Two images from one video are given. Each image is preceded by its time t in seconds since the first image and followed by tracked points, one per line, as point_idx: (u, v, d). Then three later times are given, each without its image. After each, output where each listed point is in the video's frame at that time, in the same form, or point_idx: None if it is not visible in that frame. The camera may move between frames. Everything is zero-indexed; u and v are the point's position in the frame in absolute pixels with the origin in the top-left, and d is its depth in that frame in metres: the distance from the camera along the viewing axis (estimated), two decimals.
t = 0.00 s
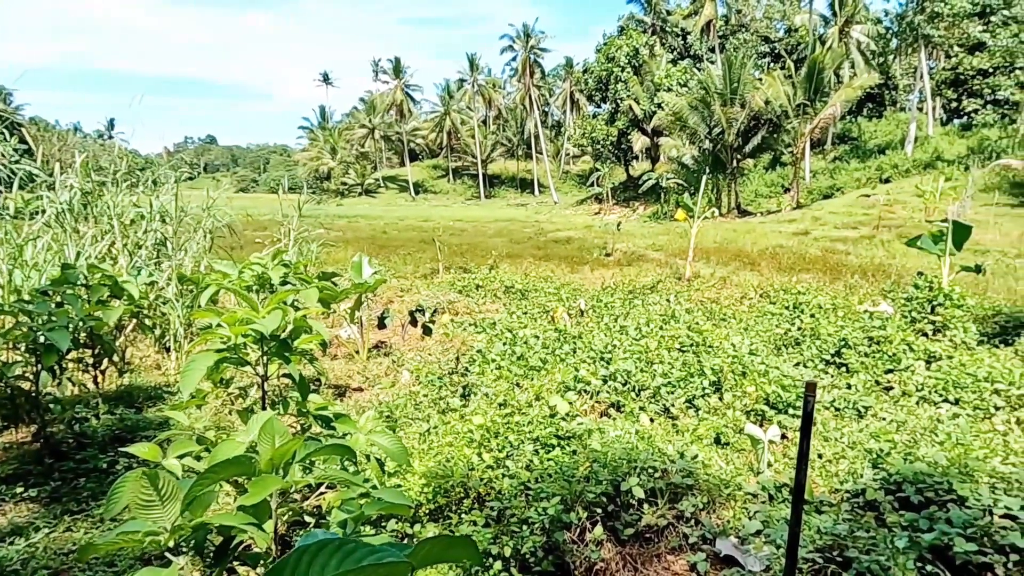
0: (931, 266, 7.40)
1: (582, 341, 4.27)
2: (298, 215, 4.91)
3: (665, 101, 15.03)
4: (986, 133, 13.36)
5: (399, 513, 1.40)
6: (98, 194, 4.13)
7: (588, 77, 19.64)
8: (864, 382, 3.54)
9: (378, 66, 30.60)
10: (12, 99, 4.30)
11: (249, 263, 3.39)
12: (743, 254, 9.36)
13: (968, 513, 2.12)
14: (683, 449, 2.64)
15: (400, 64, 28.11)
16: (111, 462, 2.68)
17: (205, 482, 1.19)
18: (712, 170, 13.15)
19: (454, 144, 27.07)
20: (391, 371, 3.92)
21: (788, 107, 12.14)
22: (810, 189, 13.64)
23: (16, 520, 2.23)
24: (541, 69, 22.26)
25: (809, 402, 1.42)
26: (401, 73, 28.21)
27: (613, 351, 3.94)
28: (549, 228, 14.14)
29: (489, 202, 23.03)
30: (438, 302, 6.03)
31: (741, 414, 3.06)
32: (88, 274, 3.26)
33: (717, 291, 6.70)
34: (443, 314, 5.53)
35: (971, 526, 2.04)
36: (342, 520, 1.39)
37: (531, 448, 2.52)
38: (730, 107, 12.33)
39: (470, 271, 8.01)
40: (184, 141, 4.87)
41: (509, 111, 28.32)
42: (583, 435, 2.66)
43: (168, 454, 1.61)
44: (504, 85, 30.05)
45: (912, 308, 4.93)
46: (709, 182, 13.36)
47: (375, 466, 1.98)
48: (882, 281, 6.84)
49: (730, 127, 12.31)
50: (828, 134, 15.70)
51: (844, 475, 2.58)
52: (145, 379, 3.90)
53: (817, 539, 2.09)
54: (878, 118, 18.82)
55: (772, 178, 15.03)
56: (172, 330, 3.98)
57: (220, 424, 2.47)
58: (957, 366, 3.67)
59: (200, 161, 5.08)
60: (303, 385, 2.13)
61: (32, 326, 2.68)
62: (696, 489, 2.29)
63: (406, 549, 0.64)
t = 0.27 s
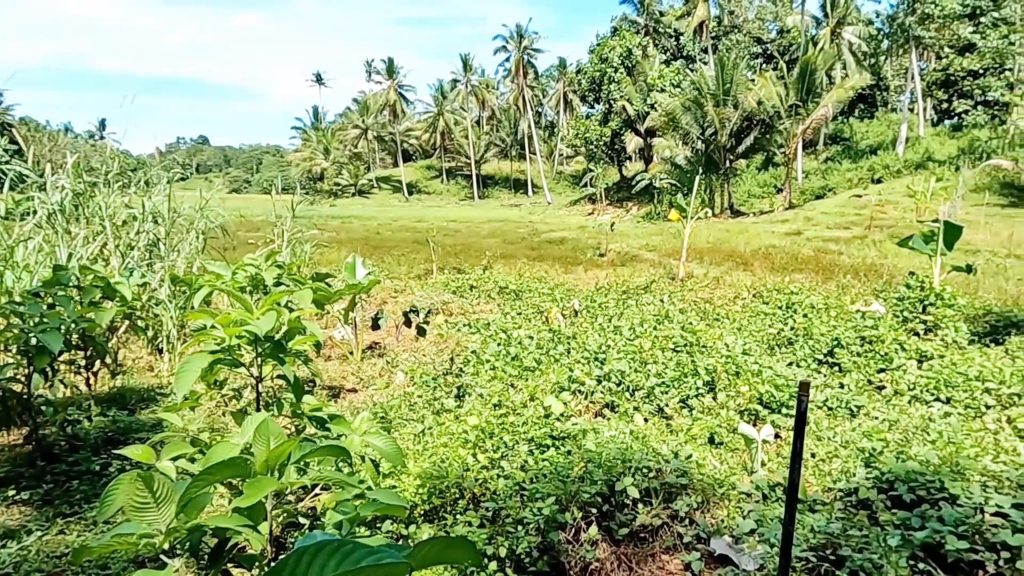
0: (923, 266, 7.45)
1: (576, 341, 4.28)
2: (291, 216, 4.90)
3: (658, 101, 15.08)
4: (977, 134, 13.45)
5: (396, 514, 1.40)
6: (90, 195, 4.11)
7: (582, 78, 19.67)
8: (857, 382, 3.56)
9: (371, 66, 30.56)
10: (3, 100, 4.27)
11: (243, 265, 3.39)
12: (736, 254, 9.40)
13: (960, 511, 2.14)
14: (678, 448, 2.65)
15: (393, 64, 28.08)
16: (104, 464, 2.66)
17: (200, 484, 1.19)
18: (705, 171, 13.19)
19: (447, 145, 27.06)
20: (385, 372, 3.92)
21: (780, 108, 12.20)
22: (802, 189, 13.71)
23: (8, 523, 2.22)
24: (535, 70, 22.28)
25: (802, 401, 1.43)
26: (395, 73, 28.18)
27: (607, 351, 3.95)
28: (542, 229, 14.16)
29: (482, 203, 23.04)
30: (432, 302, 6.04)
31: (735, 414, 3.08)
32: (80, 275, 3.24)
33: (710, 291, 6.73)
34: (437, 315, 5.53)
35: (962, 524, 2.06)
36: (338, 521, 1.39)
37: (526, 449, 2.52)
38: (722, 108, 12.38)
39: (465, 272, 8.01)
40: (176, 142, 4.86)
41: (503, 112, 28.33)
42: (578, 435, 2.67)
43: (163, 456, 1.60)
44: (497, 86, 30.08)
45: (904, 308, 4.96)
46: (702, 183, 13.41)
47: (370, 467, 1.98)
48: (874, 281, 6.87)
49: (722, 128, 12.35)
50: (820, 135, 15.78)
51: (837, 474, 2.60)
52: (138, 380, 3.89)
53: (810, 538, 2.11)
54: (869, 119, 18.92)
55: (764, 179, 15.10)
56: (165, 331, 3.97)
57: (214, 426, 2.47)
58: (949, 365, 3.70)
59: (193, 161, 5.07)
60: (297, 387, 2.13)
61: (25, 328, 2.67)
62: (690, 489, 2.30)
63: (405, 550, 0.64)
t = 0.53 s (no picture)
0: (916, 265, 7.48)
1: (571, 342, 4.29)
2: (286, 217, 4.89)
3: (653, 102, 15.11)
4: (969, 134, 13.52)
5: (392, 515, 1.40)
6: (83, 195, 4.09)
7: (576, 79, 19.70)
8: (851, 381, 3.58)
9: (365, 66, 30.52)
10: None
11: (238, 266, 3.38)
12: (730, 254, 9.43)
13: (953, 509, 2.15)
14: (673, 448, 2.66)
15: (387, 64, 28.04)
16: (98, 467, 2.65)
17: (197, 485, 1.19)
18: (699, 171, 13.23)
19: (441, 145, 27.05)
20: (381, 373, 3.91)
21: (774, 109, 12.24)
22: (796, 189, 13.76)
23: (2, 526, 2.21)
24: (529, 70, 22.27)
25: (797, 401, 1.44)
26: (389, 74, 28.15)
27: (602, 351, 3.96)
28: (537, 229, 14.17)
29: (477, 203, 23.04)
30: (427, 303, 6.03)
31: (730, 413, 3.08)
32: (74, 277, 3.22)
33: (704, 292, 6.75)
34: (432, 316, 5.53)
35: (956, 522, 2.07)
36: (335, 523, 1.39)
37: (522, 449, 2.53)
38: (717, 108, 12.41)
39: (459, 272, 8.01)
40: (169, 142, 4.84)
41: (497, 112, 28.33)
42: (574, 435, 2.67)
43: (158, 458, 1.60)
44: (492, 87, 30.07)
45: (897, 307, 4.99)
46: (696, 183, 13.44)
47: (366, 468, 1.98)
48: (867, 281, 6.90)
49: (717, 128, 12.38)
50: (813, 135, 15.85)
51: (831, 473, 2.61)
52: (132, 382, 3.87)
53: (806, 537, 2.11)
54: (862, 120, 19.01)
55: (758, 179, 15.15)
56: (159, 332, 3.95)
57: (209, 427, 2.46)
58: (942, 364, 3.72)
59: (187, 162, 5.05)
60: (293, 388, 2.13)
61: (18, 330, 2.65)
62: (685, 489, 2.30)
63: (404, 550, 0.64)
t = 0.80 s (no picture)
0: (908, 266, 7.52)
1: (566, 342, 4.30)
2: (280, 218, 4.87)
3: (647, 102, 15.14)
4: (961, 134, 13.60)
5: (389, 516, 1.40)
6: (76, 197, 4.05)
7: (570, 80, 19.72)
8: (844, 381, 3.60)
9: (359, 67, 30.47)
10: None
11: (232, 267, 3.36)
12: (724, 254, 9.46)
13: (947, 508, 2.17)
14: (669, 449, 2.67)
15: (381, 65, 27.99)
16: (92, 469, 2.64)
17: (194, 488, 1.18)
18: (693, 172, 13.26)
19: (436, 146, 27.04)
20: (376, 374, 3.91)
21: (767, 109, 12.28)
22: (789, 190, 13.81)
23: None
24: (523, 71, 22.28)
25: (791, 401, 1.45)
26: (383, 74, 28.09)
27: (597, 352, 3.97)
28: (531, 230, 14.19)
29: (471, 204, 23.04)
30: (422, 304, 6.03)
31: (725, 413, 3.09)
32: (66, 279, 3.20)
33: (698, 292, 6.76)
34: (427, 317, 5.53)
35: (949, 521, 2.09)
36: (333, 524, 1.39)
37: (518, 450, 2.53)
38: (710, 109, 12.45)
39: (454, 273, 8.01)
40: (162, 143, 4.82)
41: (491, 113, 28.33)
42: (570, 435, 2.68)
43: (153, 460, 1.59)
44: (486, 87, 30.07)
45: (891, 307, 5.02)
46: (690, 183, 13.47)
47: (362, 470, 1.97)
48: (860, 281, 6.94)
49: (710, 129, 12.41)
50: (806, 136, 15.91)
51: (825, 472, 2.62)
52: (126, 384, 3.86)
53: (801, 536, 2.12)
54: (855, 120, 19.11)
55: (752, 179, 15.20)
56: (153, 335, 3.94)
57: (204, 430, 2.46)
58: (934, 364, 3.74)
59: (179, 163, 5.03)
60: (288, 390, 2.12)
61: (10, 332, 2.63)
62: (681, 489, 2.31)
63: (404, 550, 0.64)
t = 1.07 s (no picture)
0: (900, 265, 7.56)
1: (560, 342, 4.30)
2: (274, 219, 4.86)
3: (640, 103, 15.16)
4: (951, 135, 13.69)
5: (384, 517, 1.40)
6: (67, 198, 4.03)
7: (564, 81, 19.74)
8: (837, 380, 3.62)
9: (352, 67, 30.39)
10: None
11: (225, 268, 3.35)
12: (717, 254, 9.49)
13: (938, 506, 2.18)
14: (663, 448, 2.67)
15: (374, 66, 27.94)
16: (85, 471, 2.63)
17: (189, 488, 1.18)
18: (686, 172, 13.29)
19: (429, 147, 26.99)
20: (370, 375, 3.91)
21: (760, 110, 12.32)
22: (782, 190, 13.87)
23: None
24: (517, 72, 22.28)
25: (784, 400, 1.46)
26: (376, 75, 28.04)
27: (591, 352, 3.97)
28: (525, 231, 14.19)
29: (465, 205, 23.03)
30: (416, 305, 6.03)
31: (718, 413, 3.11)
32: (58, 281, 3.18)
33: (692, 292, 6.78)
34: (421, 318, 5.52)
35: (940, 519, 2.10)
36: (327, 525, 1.38)
37: (513, 450, 2.54)
38: (703, 110, 12.49)
39: (448, 274, 8.00)
40: (154, 144, 4.80)
41: (485, 114, 28.33)
42: (564, 436, 2.68)
43: (147, 462, 1.59)
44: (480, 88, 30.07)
45: (882, 306, 5.04)
46: (684, 184, 13.51)
47: (356, 472, 1.97)
48: (852, 281, 6.97)
49: (703, 130, 12.45)
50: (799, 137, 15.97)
51: (818, 471, 2.64)
52: (118, 386, 3.85)
53: (794, 534, 2.13)
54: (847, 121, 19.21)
55: (744, 180, 15.26)
56: (146, 336, 3.92)
57: (198, 432, 2.45)
58: (926, 363, 3.77)
59: (171, 164, 5.01)
60: (283, 391, 2.12)
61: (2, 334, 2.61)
62: (675, 488, 2.32)
63: (400, 549, 0.65)
